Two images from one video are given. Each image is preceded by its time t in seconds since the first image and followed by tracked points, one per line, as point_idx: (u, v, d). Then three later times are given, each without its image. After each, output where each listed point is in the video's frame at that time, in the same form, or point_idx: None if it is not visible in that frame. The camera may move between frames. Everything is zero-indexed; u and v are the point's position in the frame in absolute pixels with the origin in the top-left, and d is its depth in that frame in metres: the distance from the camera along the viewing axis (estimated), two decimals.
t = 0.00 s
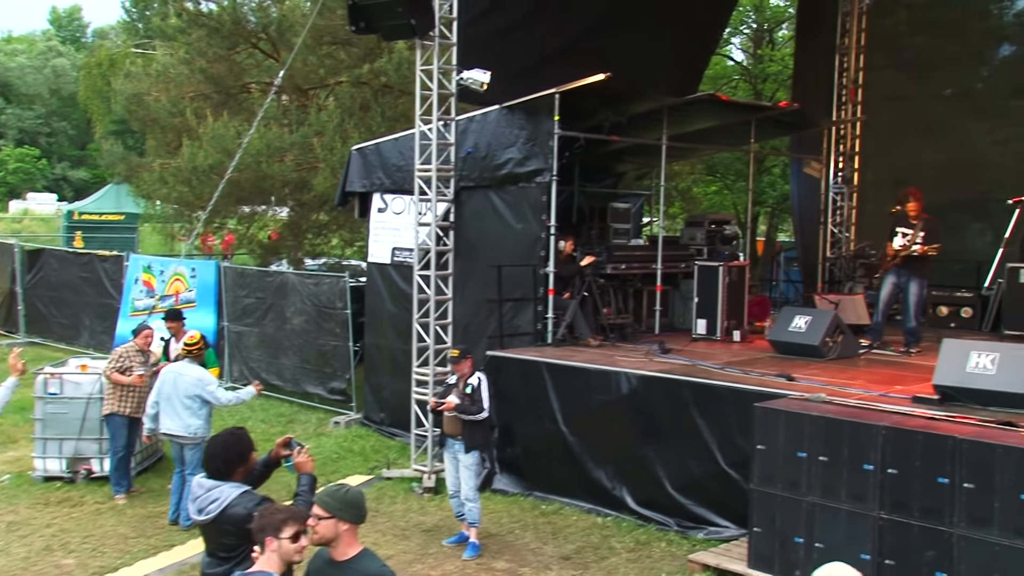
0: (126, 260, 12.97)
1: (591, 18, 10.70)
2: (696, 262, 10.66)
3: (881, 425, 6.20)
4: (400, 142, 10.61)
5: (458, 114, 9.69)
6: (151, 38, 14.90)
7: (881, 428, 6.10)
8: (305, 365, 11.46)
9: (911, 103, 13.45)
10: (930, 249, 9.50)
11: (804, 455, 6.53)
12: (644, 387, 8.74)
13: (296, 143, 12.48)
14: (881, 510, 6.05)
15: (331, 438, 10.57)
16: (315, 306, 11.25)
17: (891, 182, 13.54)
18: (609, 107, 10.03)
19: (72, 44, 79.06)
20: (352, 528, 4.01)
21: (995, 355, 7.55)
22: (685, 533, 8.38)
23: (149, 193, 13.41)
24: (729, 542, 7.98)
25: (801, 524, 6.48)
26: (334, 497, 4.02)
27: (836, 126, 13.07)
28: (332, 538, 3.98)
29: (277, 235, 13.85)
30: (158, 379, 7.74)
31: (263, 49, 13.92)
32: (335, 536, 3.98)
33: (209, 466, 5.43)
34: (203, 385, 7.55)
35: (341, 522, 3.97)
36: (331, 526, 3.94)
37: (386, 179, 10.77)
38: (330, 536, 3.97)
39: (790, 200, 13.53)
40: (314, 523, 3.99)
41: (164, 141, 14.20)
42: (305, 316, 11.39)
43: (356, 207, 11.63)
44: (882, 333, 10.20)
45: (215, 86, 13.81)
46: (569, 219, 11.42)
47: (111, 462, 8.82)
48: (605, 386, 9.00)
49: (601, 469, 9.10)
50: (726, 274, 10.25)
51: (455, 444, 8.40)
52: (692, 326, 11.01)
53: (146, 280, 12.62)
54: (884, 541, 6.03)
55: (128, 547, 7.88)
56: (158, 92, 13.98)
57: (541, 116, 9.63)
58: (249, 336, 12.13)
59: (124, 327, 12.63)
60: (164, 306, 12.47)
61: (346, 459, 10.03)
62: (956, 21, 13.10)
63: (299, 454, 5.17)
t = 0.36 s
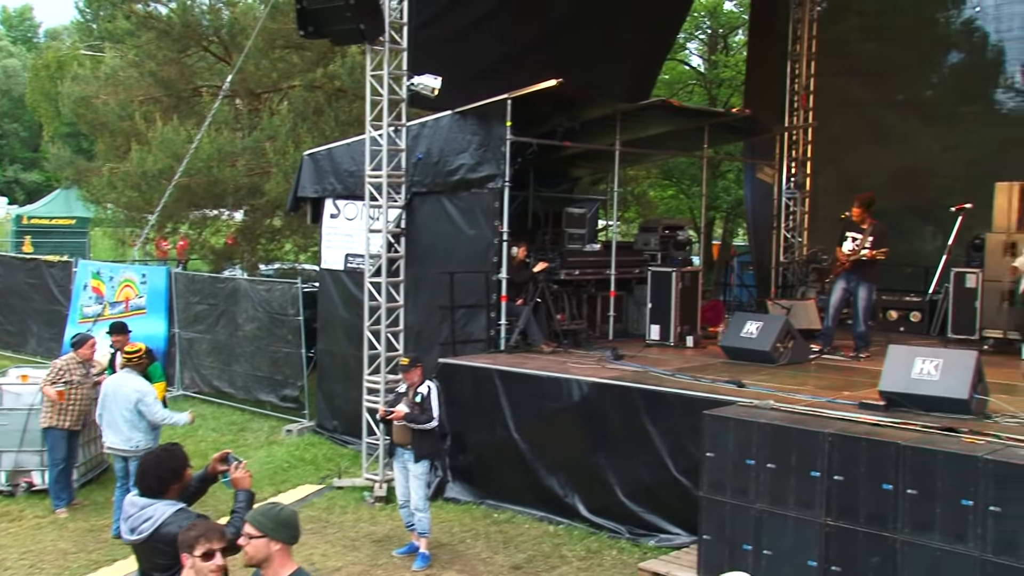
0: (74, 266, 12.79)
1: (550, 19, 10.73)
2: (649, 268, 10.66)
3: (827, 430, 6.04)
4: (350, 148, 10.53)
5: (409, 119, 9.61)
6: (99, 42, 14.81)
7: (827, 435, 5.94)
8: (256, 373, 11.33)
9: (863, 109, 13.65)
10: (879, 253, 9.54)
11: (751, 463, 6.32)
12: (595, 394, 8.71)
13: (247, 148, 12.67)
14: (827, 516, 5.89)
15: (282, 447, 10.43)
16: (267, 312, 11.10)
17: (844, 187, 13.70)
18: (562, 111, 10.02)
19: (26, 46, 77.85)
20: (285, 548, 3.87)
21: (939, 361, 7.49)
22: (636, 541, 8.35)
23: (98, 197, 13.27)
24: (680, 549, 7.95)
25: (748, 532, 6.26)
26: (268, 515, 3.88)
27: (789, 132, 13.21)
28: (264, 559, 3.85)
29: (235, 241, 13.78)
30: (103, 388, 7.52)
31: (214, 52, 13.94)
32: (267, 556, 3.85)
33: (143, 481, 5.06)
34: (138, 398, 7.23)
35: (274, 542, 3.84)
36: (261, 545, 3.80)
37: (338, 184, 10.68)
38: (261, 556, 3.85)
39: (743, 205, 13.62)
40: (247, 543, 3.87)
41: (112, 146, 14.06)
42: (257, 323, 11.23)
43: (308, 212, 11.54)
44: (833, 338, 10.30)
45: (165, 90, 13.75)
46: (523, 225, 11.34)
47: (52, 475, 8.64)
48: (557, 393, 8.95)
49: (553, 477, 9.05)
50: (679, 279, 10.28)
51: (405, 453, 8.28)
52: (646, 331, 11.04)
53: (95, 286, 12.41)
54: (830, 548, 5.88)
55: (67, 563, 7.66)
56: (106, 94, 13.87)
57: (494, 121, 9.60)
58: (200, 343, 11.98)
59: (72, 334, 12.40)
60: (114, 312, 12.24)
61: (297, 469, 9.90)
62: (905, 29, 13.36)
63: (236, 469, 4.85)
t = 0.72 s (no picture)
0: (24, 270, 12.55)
1: (513, 18, 10.82)
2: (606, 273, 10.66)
3: (777, 436, 6.03)
4: (305, 152, 10.46)
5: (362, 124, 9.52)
6: (46, 42, 14.63)
7: (778, 440, 5.93)
8: (210, 379, 11.19)
9: (818, 114, 13.73)
10: (831, 258, 9.65)
11: (703, 469, 6.28)
12: (549, 400, 8.68)
13: (202, 150, 12.53)
14: (778, 522, 5.87)
15: (235, 454, 10.28)
16: (221, 317, 10.96)
17: (801, 191, 13.79)
18: (517, 116, 9.99)
19: None
20: (217, 567, 3.71)
21: (888, 365, 7.51)
22: (590, 547, 8.30)
23: (47, 200, 13.10)
24: (634, 555, 7.92)
25: (701, 538, 6.21)
26: (200, 530, 3.70)
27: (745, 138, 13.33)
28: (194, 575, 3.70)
29: (194, 246, 13.76)
30: (47, 396, 7.33)
31: (167, 54, 13.87)
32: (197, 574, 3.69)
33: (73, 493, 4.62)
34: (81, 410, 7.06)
35: (203, 558, 3.66)
36: (192, 562, 3.65)
37: (292, 189, 10.59)
38: (190, 571, 3.69)
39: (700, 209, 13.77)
40: (178, 557, 3.71)
41: (61, 149, 13.88)
42: (211, 329, 11.08)
43: (262, 217, 11.43)
44: (787, 342, 10.32)
45: (116, 92, 13.62)
46: (481, 229, 11.38)
47: None
48: (511, 399, 8.91)
49: (507, 483, 9.01)
50: (635, 284, 10.30)
51: (358, 461, 8.14)
52: (602, 336, 11.10)
53: (46, 291, 12.11)
54: (781, 554, 5.85)
55: None
56: (55, 95, 13.71)
57: (449, 125, 9.54)
58: (154, 349, 11.84)
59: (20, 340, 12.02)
60: (65, 318, 11.96)
61: (249, 477, 9.74)
62: (859, 35, 13.51)
63: (177, 484, 4.57)
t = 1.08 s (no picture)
0: None
1: (474, 18, 10.98)
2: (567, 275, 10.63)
3: (732, 440, 6.02)
4: (263, 154, 10.36)
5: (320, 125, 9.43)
6: None
7: (734, 445, 5.92)
8: (167, 383, 11.04)
9: (780, 116, 13.80)
10: (790, 260, 9.67)
11: (660, 473, 6.26)
12: (508, 404, 8.65)
13: (160, 151, 12.50)
14: (734, 526, 5.86)
15: (192, 459, 10.15)
16: (178, 320, 10.82)
17: (763, 192, 13.85)
18: (477, 118, 9.98)
19: None
20: None
21: (844, 368, 7.48)
22: (549, 552, 8.25)
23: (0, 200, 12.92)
24: (592, 560, 7.88)
25: (657, 542, 6.18)
26: (142, 542, 3.47)
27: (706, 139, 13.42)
28: None
29: (157, 248, 13.85)
30: None
31: (124, 53, 13.76)
32: None
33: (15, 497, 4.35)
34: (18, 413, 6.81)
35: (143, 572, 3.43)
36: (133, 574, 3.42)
37: (250, 190, 10.48)
38: None
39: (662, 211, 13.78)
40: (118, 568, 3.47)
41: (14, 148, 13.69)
42: (168, 331, 10.93)
43: (220, 219, 11.31)
44: (746, 343, 10.41)
45: (71, 90, 13.45)
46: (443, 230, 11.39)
47: None
48: (470, 403, 8.87)
49: (466, 488, 8.96)
50: (596, 286, 10.31)
51: (313, 467, 7.99)
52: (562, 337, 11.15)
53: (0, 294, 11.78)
54: (737, 557, 5.84)
55: None
56: (8, 92, 13.53)
57: (408, 127, 9.48)
58: (111, 352, 11.67)
59: None
60: (18, 321, 11.66)
61: (205, 482, 9.60)
62: (820, 38, 13.59)
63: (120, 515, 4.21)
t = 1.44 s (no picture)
0: None
1: (433, 19, 11.09)
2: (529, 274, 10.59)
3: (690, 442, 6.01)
4: (221, 153, 10.22)
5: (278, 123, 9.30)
6: None
7: (691, 446, 5.90)
8: (124, 385, 10.88)
9: (744, 116, 13.85)
10: (751, 261, 9.68)
11: (618, 475, 6.23)
12: (467, 405, 8.61)
13: (117, 148, 12.39)
14: (691, 527, 5.85)
15: (149, 462, 10.01)
16: (135, 320, 10.65)
17: (727, 192, 13.90)
18: (439, 116, 9.90)
19: None
20: None
21: (800, 369, 7.52)
22: (508, 553, 8.20)
23: None
24: (550, 561, 7.85)
25: (615, 544, 6.15)
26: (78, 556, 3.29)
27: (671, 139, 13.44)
28: None
29: (116, 248, 13.73)
30: None
31: (81, 49, 13.62)
32: None
33: None
34: None
35: None
36: None
37: (208, 189, 10.34)
38: None
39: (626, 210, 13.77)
40: None
41: None
42: (126, 332, 10.77)
43: (178, 218, 11.16)
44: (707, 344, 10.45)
45: (25, 86, 13.28)
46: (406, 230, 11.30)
47: None
48: (429, 404, 8.81)
49: (425, 489, 8.90)
50: (558, 286, 10.26)
51: (269, 470, 7.87)
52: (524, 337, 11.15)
53: None
54: (693, 559, 5.83)
55: None
56: None
57: (368, 126, 9.40)
58: (66, 353, 11.49)
59: None
60: None
61: (162, 485, 9.46)
62: (783, 39, 13.66)
63: None
